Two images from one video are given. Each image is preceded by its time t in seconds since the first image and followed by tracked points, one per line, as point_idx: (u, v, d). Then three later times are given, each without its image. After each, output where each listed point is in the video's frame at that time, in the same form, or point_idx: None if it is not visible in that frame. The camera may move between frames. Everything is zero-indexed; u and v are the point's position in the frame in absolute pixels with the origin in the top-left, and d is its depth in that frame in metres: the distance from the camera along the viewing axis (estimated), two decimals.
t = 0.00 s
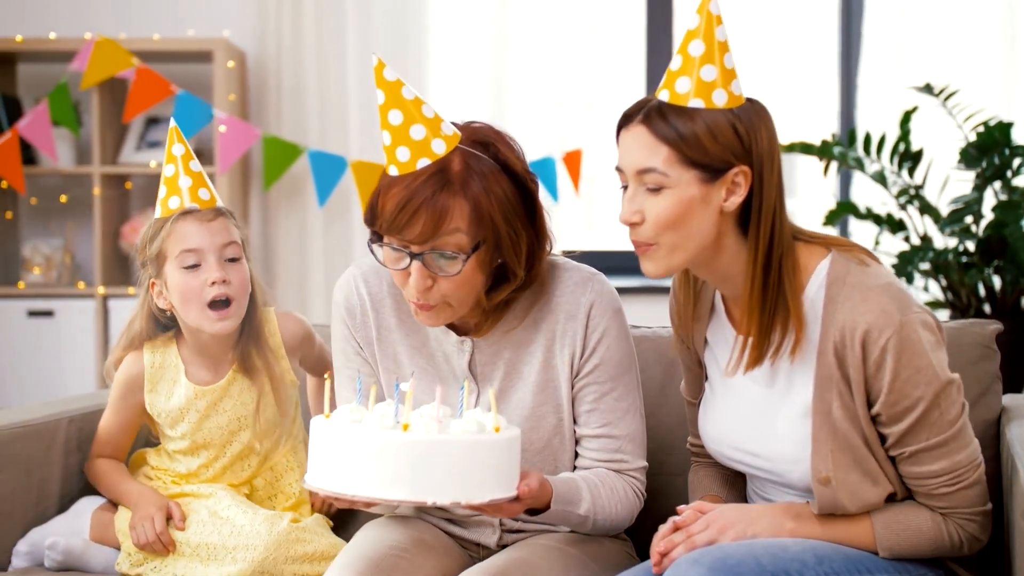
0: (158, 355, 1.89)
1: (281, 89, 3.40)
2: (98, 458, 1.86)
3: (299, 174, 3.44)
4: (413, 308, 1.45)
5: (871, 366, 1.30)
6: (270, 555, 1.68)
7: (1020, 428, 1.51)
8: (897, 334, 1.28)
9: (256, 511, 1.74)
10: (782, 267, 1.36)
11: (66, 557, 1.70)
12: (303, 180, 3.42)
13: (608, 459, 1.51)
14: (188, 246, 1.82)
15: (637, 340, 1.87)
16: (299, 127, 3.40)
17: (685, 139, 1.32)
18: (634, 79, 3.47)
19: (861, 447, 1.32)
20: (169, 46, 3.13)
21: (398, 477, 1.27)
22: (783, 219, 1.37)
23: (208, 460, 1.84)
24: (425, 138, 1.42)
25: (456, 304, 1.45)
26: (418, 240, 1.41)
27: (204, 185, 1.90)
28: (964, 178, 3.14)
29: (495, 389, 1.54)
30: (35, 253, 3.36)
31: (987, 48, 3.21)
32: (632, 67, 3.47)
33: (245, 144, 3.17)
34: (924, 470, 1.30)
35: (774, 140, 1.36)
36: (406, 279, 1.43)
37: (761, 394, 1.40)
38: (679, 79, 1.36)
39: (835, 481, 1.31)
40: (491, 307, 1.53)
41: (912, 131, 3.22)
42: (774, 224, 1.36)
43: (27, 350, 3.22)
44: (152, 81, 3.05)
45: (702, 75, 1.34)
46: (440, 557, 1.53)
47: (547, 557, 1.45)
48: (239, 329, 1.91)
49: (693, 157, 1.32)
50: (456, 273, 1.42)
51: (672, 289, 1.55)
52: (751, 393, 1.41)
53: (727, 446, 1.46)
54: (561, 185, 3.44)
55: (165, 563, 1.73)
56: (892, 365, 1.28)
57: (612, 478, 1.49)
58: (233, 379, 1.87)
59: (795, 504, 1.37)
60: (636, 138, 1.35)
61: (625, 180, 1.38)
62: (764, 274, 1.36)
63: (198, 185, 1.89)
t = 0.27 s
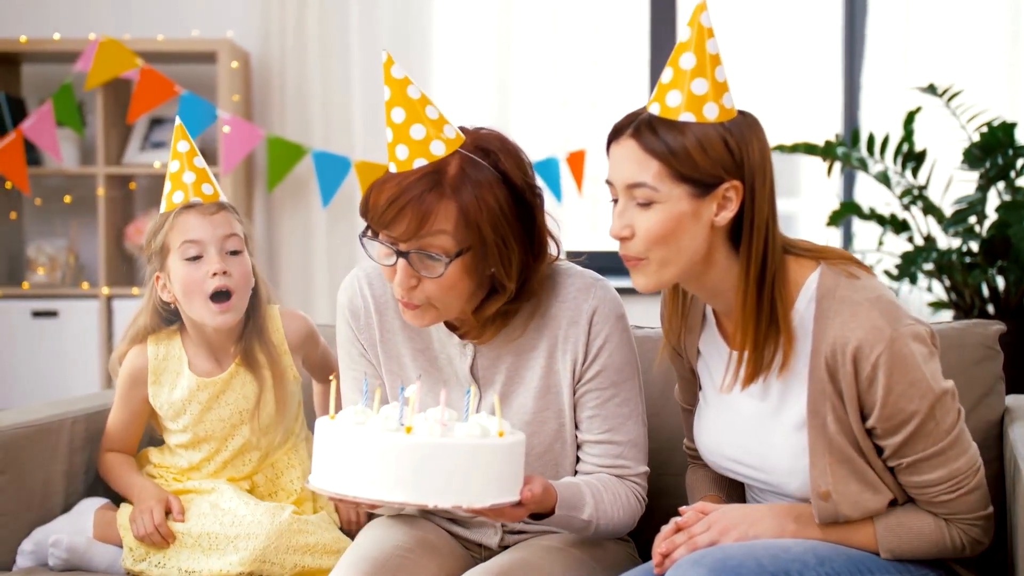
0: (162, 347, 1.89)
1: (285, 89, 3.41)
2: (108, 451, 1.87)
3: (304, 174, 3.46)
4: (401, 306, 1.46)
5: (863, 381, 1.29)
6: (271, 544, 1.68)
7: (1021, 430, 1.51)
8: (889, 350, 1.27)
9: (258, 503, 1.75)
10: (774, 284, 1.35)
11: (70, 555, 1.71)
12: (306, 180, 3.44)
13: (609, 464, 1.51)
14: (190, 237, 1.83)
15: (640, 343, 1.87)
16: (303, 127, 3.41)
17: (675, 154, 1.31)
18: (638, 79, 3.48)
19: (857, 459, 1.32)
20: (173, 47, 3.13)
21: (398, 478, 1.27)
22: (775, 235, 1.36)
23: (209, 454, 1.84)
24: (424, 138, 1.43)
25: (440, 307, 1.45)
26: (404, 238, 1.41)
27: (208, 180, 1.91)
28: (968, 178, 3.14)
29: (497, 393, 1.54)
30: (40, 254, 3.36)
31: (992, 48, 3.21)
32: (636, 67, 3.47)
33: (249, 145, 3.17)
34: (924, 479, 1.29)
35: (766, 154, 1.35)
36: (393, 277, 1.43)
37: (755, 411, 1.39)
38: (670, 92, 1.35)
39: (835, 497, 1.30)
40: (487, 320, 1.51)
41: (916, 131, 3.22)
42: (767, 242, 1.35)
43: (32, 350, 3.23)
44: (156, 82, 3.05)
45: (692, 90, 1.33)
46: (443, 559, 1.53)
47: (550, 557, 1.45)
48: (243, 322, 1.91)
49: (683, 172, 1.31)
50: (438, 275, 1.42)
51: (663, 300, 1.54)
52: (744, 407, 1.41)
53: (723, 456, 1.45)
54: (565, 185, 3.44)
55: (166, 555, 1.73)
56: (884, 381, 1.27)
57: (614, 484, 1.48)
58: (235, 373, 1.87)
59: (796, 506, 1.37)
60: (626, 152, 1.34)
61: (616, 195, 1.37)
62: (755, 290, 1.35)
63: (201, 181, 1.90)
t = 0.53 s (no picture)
0: (169, 339, 1.89)
1: (290, 90, 3.41)
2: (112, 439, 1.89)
3: (308, 174, 3.45)
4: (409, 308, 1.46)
5: (861, 391, 1.29)
6: (275, 549, 1.68)
7: None
8: (886, 359, 1.26)
9: (261, 506, 1.75)
10: (772, 294, 1.35)
11: (75, 555, 1.70)
12: (312, 180, 3.43)
13: (611, 467, 1.50)
14: (200, 231, 1.83)
15: (643, 343, 1.87)
16: (308, 128, 3.41)
17: (670, 164, 1.31)
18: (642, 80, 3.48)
19: (857, 465, 1.31)
20: (178, 47, 3.14)
21: (397, 478, 1.28)
22: (773, 247, 1.36)
23: (205, 451, 1.84)
24: (428, 138, 1.44)
25: (450, 306, 1.45)
26: (412, 238, 1.41)
27: (221, 175, 1.92)
28: (972, 178, 3.14)
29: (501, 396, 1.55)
30: (45, 254, 3.39)
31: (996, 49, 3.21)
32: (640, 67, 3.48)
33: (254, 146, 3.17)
34: (925, 485, 1.29)
35: (761, 163, 1.35)
36: (402, 278, 1.43)
37: (753, 421, 1.39)
38: (665, 103, 1.34)
39: (836, 506, 1.30)
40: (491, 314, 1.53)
41: (921, 132, 3.22)
42: (764, 253, 1.35)
43: (37, 350, 3.23)
44: (161, 82, 3.06)
45: (688, 100, 1.32)
46: (448, 558, 1.53)
47: (553, 557, 1.45)
48: (249, 318, 1.90)
49: (678, 183, 1.31)
50: (448, 273, 1.42)
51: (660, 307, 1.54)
52: (742, 416, 1.40)
53: (725, 461, 1.44)
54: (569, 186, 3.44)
55: (170, 557, 1.74)
56: (882, 390, 1.26)
57: (615, 486, 1.48)
58: (239, 369, 1.86)
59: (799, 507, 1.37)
60: (621, 163, 1.34)
61: (611, 205, 1.37)
62: (752, 300, 1.34)
63: (215, 175, 1.91)
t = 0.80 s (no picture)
0: (181, 337, 1.88)
1: (294, 90, 3.42)
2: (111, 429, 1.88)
3: (312, 175, 3.46)
4: (408, 299, 1.45)
5: (863, 394, 1.29)
6: (276, 561, 1.67)
7: None
8: (888, 361, 1.26)
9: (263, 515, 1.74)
10: (773, 301, 1.34)
11: (79, 554, 1.72)
12: (316, 181, 3.45)
13: (616, 467, 1.51)
14: (215, 232, 1.82)
15: (647, 344, 1.87)
16: (312, 128, 3.42)
17: (671, 169, 1.31)
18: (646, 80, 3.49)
19: (861, 468, 1.31)
20: (183, 47, 3.14)
21: (409, 472, 1.28)
22: (774, 254, 1.35)
23: (212, 450, 1.84)
24: (439, 129, 1.44)
25: (449, 299, 1.44)
26: (415, 227, 1.41)
27: (237, 175, 1.90)
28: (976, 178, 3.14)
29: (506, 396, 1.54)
30: (50, 253, 3.37)
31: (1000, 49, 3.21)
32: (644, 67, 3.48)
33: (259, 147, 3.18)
34: (928, 486, 1.29)
35: (763, 169, 1.35)
36: (402, 268, 1.43)
37: (755, 426, 1.38)
38: (667, 107, 1.35)
39: (839, 509, 1.30)
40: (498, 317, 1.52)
41: (924, 132, 3.22)
42: (766, 260, 1.34)
43: (41, 350, 3.24)
44: (165, 82, 3.06)
45: (690, 105, 1.33)
46: (452, 558, 1.53)
47: (557, 557, 1.46)
48: (261, 320, 1.90)
49: (678, 188, 1.31)
50: (449, 265, 1.42)
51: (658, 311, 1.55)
52: (745, 420, 1.40)
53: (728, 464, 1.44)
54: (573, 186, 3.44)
55: (173, 564, 1.73)
56: (884, 393, 1.26)
57: (619, 486, 1.48)
58: (250, 369, 1.86)
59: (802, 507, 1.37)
60: (622, 167, 1.34)
61: (612, 209, 1.37)
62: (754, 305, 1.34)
63: (230, 175, 1.89)
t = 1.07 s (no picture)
0: (192, 337, 1.88)
1: (298, 91, 3.42)
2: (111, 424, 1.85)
3: (316, 175, 3.47)
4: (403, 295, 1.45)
5: (868, 391, 1.28)
6: (279, 567, 1.67)
7: None
8: (892, 359, 1.26)
9: (265, 519, 1.74)
10: (776, 298, 1.35)
11: (82, 555, 1.70)
12: (319, 181, 3.45)
13: (622, 462, 1.51)
14: (232, 229, 1.81)
15: (650, 343, 1.87)
16: (316, 129, 3.42)
17: (679, 163, 1.31)
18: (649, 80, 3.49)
19: (863, 465, 1.31)
20: (186, 48, 3.15)
21: (424, 472, 1.28)
22: (778, 253, 1.35)
23: (218, 452, 1.84)
24: (437, 126, 1.45)
25: (443, 295, 1.44)
26: (408, 222, 1.41)
27: (253, 171, 1.88)
28: (979, 178, 3.15)
29: (508, 391, 1.54)
30: (54, 253, 3.37)
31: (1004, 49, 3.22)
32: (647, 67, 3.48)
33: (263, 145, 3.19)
34: (931, 484, 1.29)
35: (770, 166, 1.35)
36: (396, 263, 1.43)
37: (755, 423, 1.39)
38: (677, 102, 1.34)
39: (842, 507, 1.30)
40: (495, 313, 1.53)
41: (928, 132, 3.22)
42: (769, 258, 1.35)
43: (44, 350, 3.24)
44: (169, 83, 3.07)
45: (700, 100, 1.33)
46: (455, 557, 1.53)
47: (561, 556, 1.46)
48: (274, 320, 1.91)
49: (687, 182, 1.30)
50: (441, 261, 1.42)
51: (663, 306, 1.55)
52: (746, 417, 1.40)
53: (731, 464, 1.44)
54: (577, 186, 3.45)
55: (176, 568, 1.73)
56: (889, 389, 1.26)
57: (628, 480, 1.49)
58: (262, 373, 1.87)
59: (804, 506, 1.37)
60: (630, 162, 1.34)
61: (619, 203, 1.37)
62: (757, 301, 1.34)
63: (246, 171, 1.87)
